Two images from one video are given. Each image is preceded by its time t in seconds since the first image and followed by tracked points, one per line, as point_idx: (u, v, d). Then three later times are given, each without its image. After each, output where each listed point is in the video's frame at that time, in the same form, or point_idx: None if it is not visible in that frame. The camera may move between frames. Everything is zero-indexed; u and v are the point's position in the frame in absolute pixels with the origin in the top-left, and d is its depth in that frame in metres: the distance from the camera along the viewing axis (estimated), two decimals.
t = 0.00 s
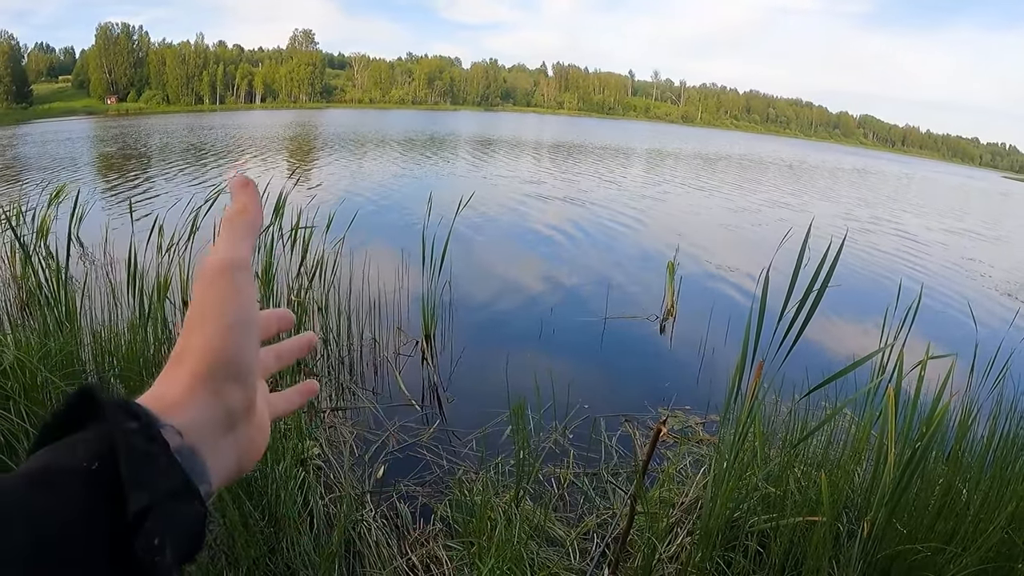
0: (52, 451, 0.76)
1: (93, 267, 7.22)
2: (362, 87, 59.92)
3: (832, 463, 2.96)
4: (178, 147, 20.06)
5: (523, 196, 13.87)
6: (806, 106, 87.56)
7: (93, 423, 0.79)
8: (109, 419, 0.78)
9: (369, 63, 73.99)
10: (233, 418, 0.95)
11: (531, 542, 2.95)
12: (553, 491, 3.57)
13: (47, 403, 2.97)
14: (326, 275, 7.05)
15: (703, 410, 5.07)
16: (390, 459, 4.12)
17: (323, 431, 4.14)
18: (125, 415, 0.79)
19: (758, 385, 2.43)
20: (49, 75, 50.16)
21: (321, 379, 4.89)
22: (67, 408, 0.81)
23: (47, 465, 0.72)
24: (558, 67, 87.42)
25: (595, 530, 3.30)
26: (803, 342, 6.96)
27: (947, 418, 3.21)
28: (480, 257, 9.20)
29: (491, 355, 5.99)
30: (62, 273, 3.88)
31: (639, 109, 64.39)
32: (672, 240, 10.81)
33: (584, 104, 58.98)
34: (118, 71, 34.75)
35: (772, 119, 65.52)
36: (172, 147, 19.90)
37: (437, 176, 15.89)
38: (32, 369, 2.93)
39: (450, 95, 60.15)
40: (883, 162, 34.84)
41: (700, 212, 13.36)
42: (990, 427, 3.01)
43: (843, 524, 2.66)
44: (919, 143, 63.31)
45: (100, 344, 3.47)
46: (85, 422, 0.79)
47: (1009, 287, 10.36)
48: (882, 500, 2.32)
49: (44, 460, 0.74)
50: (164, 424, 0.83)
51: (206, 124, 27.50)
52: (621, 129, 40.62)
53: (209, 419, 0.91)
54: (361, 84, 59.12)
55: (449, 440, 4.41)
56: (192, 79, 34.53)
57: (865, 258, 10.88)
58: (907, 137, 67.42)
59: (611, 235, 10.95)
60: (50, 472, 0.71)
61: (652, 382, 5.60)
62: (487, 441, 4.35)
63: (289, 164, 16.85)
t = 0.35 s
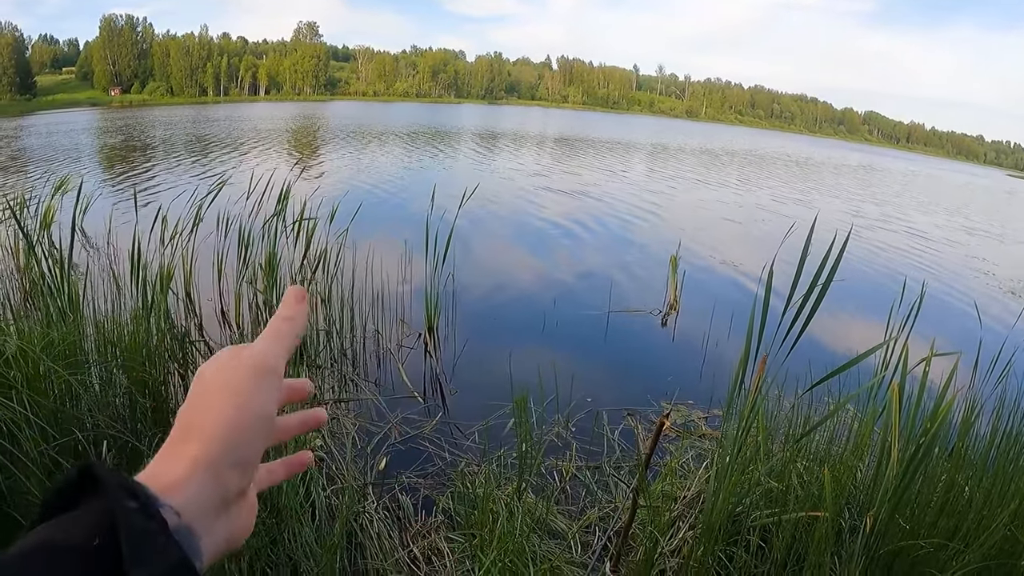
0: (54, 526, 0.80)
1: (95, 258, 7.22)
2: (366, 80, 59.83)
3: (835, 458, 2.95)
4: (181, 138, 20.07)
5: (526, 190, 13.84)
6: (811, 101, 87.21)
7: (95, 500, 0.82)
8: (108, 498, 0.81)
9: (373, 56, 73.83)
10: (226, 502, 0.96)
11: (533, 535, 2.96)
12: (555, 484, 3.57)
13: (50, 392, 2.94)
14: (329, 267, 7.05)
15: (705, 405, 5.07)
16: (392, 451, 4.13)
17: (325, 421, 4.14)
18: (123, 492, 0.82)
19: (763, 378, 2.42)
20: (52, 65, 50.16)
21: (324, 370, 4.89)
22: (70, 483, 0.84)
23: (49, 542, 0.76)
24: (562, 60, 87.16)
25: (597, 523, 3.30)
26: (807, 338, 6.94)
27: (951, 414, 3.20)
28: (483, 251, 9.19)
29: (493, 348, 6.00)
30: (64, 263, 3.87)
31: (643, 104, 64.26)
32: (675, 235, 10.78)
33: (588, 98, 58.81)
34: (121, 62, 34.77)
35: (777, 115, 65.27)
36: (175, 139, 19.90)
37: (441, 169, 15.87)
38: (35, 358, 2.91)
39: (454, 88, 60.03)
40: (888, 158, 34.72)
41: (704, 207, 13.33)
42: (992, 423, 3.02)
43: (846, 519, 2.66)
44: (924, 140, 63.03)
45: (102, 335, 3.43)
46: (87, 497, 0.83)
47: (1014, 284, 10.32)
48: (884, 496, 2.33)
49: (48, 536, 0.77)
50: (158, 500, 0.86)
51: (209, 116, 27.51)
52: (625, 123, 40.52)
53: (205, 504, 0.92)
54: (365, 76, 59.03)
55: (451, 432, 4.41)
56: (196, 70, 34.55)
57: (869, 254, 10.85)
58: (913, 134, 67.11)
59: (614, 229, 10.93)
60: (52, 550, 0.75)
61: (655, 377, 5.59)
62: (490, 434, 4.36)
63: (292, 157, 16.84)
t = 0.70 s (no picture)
0: (30, 439, 1.01)
1: (95, 278, 7.24)
2: (366, 101, 60.36)
3: (835, 481, 2.95)
4: (182, 159, 20.19)
5: (525, 211, 13.90)
6: (807, 122, 88.05)
7: (62, 419, 1.02)
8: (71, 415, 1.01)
9: (372, 78, 74.64)
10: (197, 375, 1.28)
11: (532, 559, 2.94)
12: (554, 508, 3.55)
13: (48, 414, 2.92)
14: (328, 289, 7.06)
15: (705, 427, 5.06)
16: (391, 474, 4.11)
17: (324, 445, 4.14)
18: (85, 404, 1.00)
19: (763, 402, 2.43)
20: (53, 85, 50.55)
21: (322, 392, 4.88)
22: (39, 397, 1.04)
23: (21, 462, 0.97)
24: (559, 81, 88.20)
25: (597, 548, 3.28)
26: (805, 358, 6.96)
27: (950, 435, 3.20)
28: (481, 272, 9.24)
29: (492, 369, 6.00)
30: (64, 284, 3.89)
31: (640, 125, 64.74)
32: (672, 256, 10.84)
33: (586, 118, 59.34)
34: (123, 82, 35.02)
35: (774, 135, 65.85)
36: (175, 159, 20.03)
37: (439, 190, 15.97)
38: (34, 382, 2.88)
39: (453, 109, 60.55)
40: (885, 178, 34.96)
41: (702, 227, 13.42)
42: (992, 443, 3.02)
43: (848, 542, 2.66)
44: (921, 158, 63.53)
45: (101, 356, 3.43)
46: (57, 415, 1.03)
47: (1013, 303, 10.35)
48: (886, 519, 2.32)
49: (19, 457, 0.98)
50: (126, 412, 1.05)
51: (210, 136, 27.70)
52: (623, 143, 40.81)
53: (166, 397, 1.22)
54: (365, 98, 59.56)
55: (450, 455, 4.40)
56: (197, 90, 34.80)
57: (867, 273, 10.91)
58: (909, 153, 67.65)
59: (611, 250, 11.00)
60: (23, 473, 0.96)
61: (654, 399, 5.58)
62: (489, 457, 4.34)
63: (292, 177, 16.90)
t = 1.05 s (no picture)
0: None
1: (87, 291, 7.19)
2: (358, 112, 60.57)
3: (829, 487, 2.96)
4: (174, 171, 20.18)
5: (517, 221, 13.96)
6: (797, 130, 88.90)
7: None
8: None
9: (365, 90, 74.93)
10: None
11: (527, 569, 2.93)
12: (550, 519, 3.54)
13: (39, 428, 2.83)
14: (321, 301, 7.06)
15: (699, 435, 5.07)
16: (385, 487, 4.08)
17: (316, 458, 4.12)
18: None
19: (755, 410, 2.44)
20: (45, 99, 50.57)
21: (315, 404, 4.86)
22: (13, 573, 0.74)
23: None
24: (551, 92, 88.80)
25: (592, 558, 3.26)
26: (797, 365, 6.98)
27: (943, 441, 3.21)
28: (474, 283, 9.24)
29: (486, 380, 5.99)
30: (57, 296, 3.86)
31: (632, 134, 65.22)
32: (665, 264, 10.90)
33: (578, 128, 59.71)
34: (115, 95, 35.09)
35: (764, 144, 66.44)
36: (167, 171, 20.00)
37: (432, 201, 16.02)
38: (25, 394, 2.79)
39: (446, 120, 60.82)
40: (874, 184, 35.32)
41: (694, 236, 13.50)
42: (985, 448, 3.04)
43: (841, 548, 2.67)
44: (909, 165, 64.19)
45: (93, 368, 3.37)
46: None
47: (1003, 307, 10.44)
48: (880, 525, 2.33)
49: None
50: None
51: (202, 148, 27.72)
52: (615, 153, 41.12)
53: None
54: (357, 109, 59.76)
55: (444, 467, 4.38)
56: (189, 102, 34.91)
57: (858, 280, 10.99)
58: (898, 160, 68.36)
59: (604, 259, 11.05)
60: None
61: (648, 408, 5.59)
62: (483, 468, 4.33)
63: (284, 188, 16.91)
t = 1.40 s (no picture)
0: None
1: (87, 279, 7.18)
2: (358, 101, 60.46)
3: (829, 476, 2.97)
4: (173, 159, 20.15)
5: (518, 210, 13.91)
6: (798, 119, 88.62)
7: None
8: None
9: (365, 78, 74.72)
10: None
11: (526, 557, 2.93)
12: (549, 506, 3.54)
13: (38, 415, 2.81)
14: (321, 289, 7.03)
15: (699, 424, 5.06)
16: (384, 474, 4.09)
17: (317, 445, 4.13)
18: None
19: (754, 399, 2.43)
20: (44, 86, 50.53)
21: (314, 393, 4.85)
22: None
23: None
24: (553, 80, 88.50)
25: (591, 545, 3.27)
26: (797, 356, 6.97)
27: (943, 431, 3.21)
28: (474, 272, 9.21)
29: (485, 369, 5.99)
30: (55, 285, 3.82)
31: (633, 124, 64.97)
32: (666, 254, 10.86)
33: (579, 117, 59.60)
34: (114, 83, 34.96)
35: (766, 133, 66.27)
36: (167, 159, 19.98)
37: (432, 190, 15.97)
38: (24, 381, 2.77)
39: (446, 109, 60.72)
40: (875, 175, 35.33)
41: (695, 226, 13.46)
42: (985, 438, 3.03)
43: (841, 538, 2.67)
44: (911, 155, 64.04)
45: (92, 355, 3.35)
46: None
47: (1004, 298, 10.42)
48: (880, 515, 2.32)
49: None
50: None
51: (202, 136, 27.70)
52: (615, 142, 41.07)
53: None
54: (358, 98, 59.66)
55: (443, 455, 4.38)
56: (189, 91, 34.76)
57: (859, 270, 10.96)
58: (900, 149, 68.17)
59: (605, 248, 11.01)
60: None
61: (647, 397, 5.58)
62: (483, 456, 4.33)
63: (285, 177, 16.87)
